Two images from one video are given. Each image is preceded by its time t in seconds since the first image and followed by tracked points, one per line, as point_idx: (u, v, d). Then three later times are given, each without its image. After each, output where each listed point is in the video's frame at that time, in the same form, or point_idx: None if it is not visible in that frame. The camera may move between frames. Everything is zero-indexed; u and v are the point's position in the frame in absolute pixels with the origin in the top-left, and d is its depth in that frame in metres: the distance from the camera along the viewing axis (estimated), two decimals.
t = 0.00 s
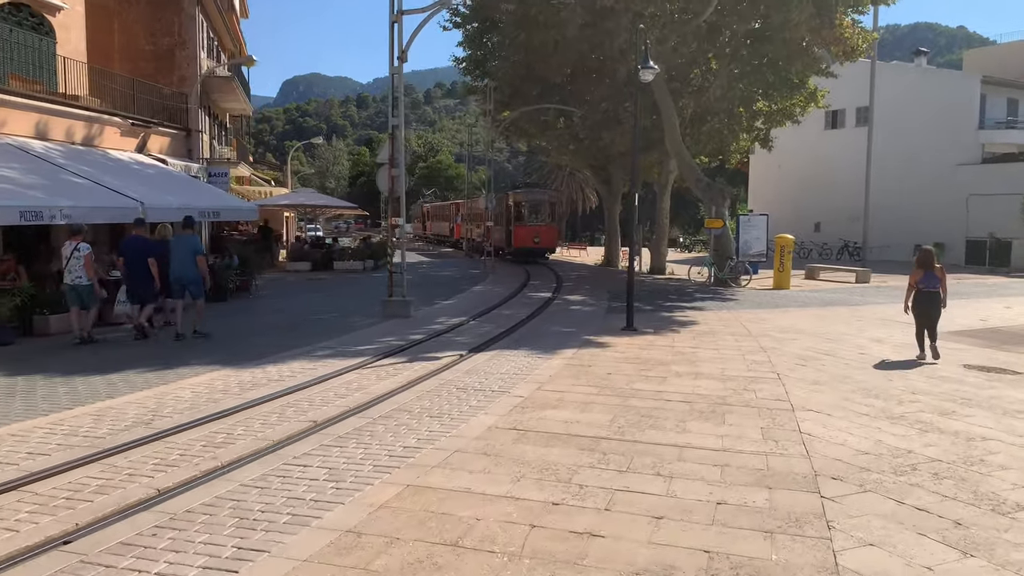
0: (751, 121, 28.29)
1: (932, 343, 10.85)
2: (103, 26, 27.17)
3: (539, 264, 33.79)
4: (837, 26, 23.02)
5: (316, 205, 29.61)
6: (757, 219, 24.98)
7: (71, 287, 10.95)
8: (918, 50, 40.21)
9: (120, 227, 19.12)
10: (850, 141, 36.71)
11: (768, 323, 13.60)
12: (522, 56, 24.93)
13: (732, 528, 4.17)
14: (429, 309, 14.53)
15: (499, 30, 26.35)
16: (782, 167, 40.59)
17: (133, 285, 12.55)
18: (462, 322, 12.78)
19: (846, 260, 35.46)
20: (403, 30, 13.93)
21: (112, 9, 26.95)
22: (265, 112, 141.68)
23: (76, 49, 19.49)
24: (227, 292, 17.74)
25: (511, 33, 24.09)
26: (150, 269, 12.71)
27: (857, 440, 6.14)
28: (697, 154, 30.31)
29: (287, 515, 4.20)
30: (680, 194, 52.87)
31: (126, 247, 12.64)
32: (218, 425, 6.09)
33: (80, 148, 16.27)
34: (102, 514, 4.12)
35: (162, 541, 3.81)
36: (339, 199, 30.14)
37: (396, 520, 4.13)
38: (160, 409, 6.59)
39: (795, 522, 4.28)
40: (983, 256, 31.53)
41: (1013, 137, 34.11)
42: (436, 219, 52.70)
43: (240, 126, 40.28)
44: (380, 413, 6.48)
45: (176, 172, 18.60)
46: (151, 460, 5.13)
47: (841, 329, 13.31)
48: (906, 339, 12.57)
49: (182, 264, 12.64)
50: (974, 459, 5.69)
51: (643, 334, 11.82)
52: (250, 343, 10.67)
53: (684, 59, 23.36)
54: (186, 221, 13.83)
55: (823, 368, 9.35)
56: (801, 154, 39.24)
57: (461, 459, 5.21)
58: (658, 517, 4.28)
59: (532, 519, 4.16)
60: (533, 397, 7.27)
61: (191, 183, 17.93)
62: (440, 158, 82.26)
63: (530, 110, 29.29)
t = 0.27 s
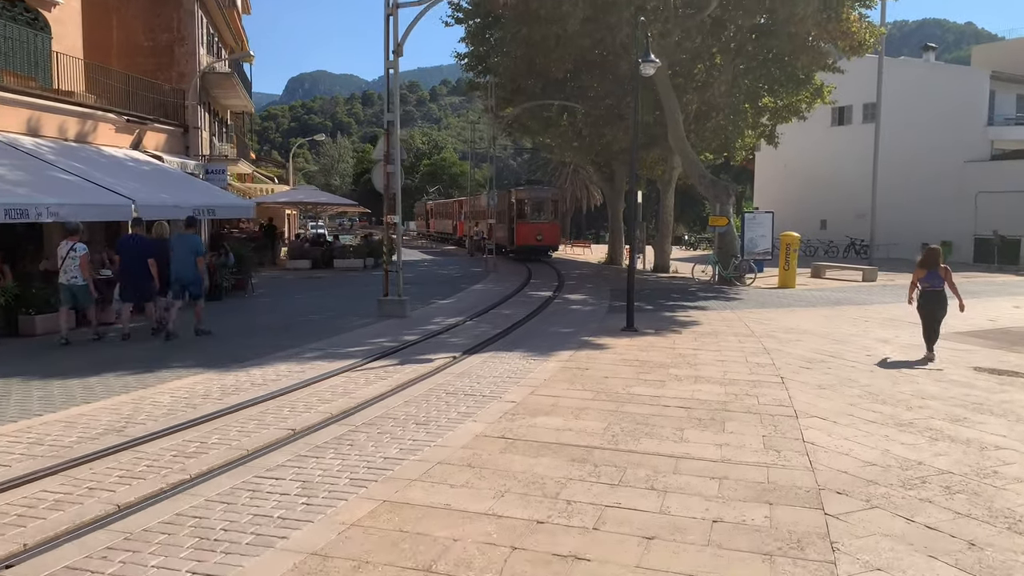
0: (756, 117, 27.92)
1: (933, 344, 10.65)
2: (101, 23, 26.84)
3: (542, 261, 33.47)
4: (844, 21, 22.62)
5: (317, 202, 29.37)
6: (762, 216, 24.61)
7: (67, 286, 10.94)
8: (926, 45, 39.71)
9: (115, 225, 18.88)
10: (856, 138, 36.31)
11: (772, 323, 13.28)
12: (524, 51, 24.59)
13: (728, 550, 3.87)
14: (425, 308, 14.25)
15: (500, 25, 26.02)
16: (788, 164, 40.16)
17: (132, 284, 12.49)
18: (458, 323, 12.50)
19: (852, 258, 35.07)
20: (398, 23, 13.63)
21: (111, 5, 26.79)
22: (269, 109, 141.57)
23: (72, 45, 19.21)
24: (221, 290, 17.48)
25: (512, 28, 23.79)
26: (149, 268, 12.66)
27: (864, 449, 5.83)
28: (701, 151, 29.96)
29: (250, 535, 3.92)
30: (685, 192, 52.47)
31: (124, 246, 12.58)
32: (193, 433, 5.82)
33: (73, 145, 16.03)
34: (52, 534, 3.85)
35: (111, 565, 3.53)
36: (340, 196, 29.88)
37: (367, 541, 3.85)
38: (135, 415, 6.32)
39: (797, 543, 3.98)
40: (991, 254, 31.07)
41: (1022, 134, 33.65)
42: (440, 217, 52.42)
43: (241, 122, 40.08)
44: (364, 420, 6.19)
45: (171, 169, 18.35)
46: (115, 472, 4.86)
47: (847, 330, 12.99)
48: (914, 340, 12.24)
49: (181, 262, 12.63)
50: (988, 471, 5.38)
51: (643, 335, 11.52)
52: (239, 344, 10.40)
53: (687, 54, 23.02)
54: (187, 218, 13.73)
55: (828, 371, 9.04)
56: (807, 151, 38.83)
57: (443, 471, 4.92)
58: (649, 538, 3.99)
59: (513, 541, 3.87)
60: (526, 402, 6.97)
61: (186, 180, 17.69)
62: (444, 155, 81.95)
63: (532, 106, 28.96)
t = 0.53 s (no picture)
0: (762, 113, 27.50)
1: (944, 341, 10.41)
2: (98, 18, 26.47)
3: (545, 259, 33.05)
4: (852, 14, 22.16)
5: (317, 199, 29.06)
6: (768, 213, 24.21)
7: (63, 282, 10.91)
8: (934, 40, 39.16)
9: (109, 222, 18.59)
10: (864, 134, 35.84)
11: (777, 323, 12.90)
12: (525, 46, 24.22)
13: None
14: (422, 308, 13.91)
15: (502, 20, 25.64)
16: (794, 161, 39.71)
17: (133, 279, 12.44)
18: (453, 323, 12.16)
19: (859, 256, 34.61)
20: (392, 15, 13.27)
21: None
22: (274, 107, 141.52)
23: (66, 39, 18.76)
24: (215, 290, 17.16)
25: (513, 22, 23.44)
26: (148, 263, 12.59)
27: (874, 461, 5.46)
28: (706, 147, 29.55)
29: (202, 560, 3.58)
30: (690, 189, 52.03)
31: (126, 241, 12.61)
32: (160, 442, 5.47)
33: (63, 140, 15.73)
34: None
35: None
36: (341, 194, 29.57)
37: (329, 568, 3.50)
38: (102, 422, 5.98)
39: (803, 570, 3.62)
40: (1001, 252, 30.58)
41: None
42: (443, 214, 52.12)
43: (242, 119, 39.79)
44: (342, 428, 5.84)
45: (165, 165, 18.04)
46: (69, 486, 4.52)
47: (855, 330, 12.60)
48: (924, 341, 11.85)
49: (181, 257, 12.58)
50: (1008, 485, 5.00)
51: (643, 336, 11.16)
52: (226, 345, 10.09)
53: (691, 48, 22.61)
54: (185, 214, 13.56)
55: (836, 373, 8.67)
56: (814, 147, 38.36)
57: (421, 486, 4.57)
58: (640, 564, 3.63)
59: (489, 568, 3.52)
60: (516, 408, 6.61)
61: (180, 176, 17.38)
62: (449, 153, 81.65)
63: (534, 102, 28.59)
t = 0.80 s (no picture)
0: (766, 111, 27.14)
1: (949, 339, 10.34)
2: (94, 15, 26.16)
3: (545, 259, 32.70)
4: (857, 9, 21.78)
5: (315, 198, 28.79)
6: (771, 212, 23.85)
7: (56, 282, 10.97)
8: (940, 37, 38.74)
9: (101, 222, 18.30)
10: (869, 133, 35.45)
11: (780, 326, 12.58)
12: (525, 43, 23.89)
13: None
14: (416, 310, 13.61)
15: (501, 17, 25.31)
16: (798, 160, 39.34)
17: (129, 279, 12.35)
18: (447, 326, 11.87)
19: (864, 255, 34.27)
20: (385, 10, 12.94)
21: None
22: (277, 106, 141.38)
23: (58, 37, 18.51)
24: (208, 292, 16.87)
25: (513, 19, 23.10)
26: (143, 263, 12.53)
27: (881, 477, 5.13)
28: (708, 145, 29.20)
29: None
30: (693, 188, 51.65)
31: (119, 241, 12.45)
32: (124, 457, 5.17)
33: (52, 139, 15.45)
34: None
35: None
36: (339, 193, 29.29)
37: None
38: (67, 434, 5.69)
39: None
40: (1008, 251, 30.17)
41: None
42: (445, 213, 51.79)
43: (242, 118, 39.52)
44: (319, 442, 5.54)
45: (158, 163, 17.75)
46: (19, 507, 4.22)
47: (860, 333, 12.27)
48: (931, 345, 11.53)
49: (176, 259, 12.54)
50: None
51: (642, 339, 10.85)
52: (211, 349, 9.80)
53: (693, 45, 22.24)
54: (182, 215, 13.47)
55: (840, 380, 8.35)
56: (818, 145, 38.00)
57: (395, 508, 4.27)
58: None
59: None
60: (505, 419, 6.30)
61: (174, 175, 17.10)
62: (451, 152, 81.38)
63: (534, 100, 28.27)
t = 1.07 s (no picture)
0: (767, 108, 26.80)
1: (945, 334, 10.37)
2: (87, 12, 25.89)
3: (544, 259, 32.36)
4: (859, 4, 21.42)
5: (311, 198, 28.52)
6: (772, 211, 23.50)
7: (41, 284, 10.67)
8: (944, 34, 38.32)
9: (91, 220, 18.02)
10: (871, 131, 35.08)
11: (778, 327, 12.23)
12: (522, 39, 23.56)
13: None
14: (406, 310, 13.29)
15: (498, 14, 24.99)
16: (800, 159, 38.95)
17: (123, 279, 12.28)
18: (437, 327, 11.57)
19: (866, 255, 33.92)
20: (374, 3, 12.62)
21: None
22: (279, 106, 141.21)
23: (46, 33, 18.23)
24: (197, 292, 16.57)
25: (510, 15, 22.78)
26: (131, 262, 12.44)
27: (882, 492, 4.80)
28: (709, 143, 28.84)
29: None
30: (695, 186, 51.28)
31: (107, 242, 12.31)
32: (75, 469, 4.87)
33: (38, 135, 15.17)
34: None
35: None
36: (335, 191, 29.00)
37: None
38: (20, 443, 5.39)
39: None
40: (1013, 251, 29.77)
41: None
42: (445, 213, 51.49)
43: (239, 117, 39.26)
44: (285, 453, 5.23)
45: (147, 161, 17.45)
46: None
47: (861, 334, 11.93)
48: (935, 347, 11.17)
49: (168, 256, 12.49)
50: None
51: (635, 341, 10.53)
52: (190, 351, 9.51)
53: (693, 41, 21.90)
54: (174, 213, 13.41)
55: (840, 385, 8.02)
56: (820, 144, 37.65)
57: (355, 529, 3.95)
58: None
59: None
60: (486, 427, 5.98)
61: (163, 173, 16.80)
62: (453, 151, 81.08)
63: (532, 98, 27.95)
